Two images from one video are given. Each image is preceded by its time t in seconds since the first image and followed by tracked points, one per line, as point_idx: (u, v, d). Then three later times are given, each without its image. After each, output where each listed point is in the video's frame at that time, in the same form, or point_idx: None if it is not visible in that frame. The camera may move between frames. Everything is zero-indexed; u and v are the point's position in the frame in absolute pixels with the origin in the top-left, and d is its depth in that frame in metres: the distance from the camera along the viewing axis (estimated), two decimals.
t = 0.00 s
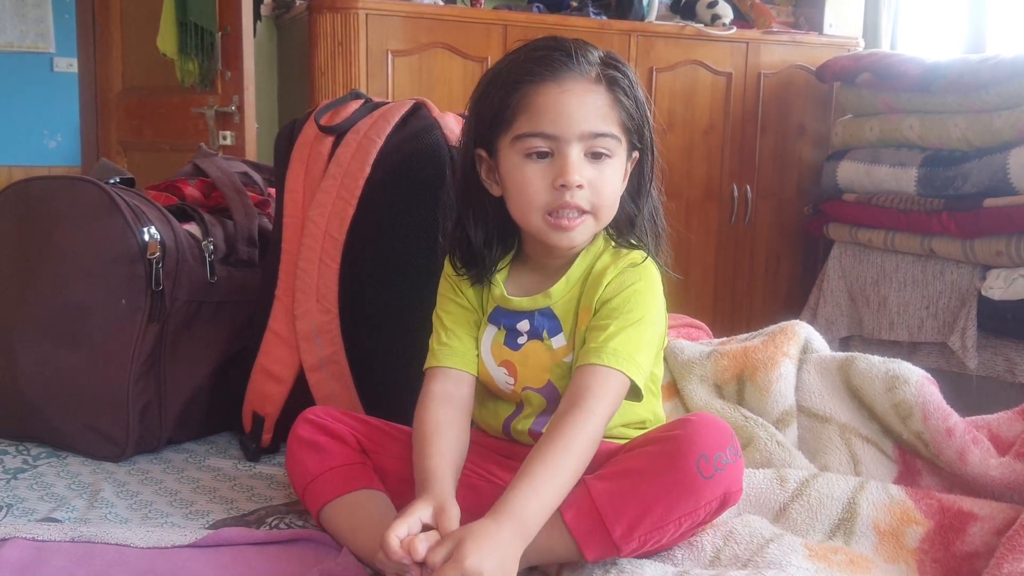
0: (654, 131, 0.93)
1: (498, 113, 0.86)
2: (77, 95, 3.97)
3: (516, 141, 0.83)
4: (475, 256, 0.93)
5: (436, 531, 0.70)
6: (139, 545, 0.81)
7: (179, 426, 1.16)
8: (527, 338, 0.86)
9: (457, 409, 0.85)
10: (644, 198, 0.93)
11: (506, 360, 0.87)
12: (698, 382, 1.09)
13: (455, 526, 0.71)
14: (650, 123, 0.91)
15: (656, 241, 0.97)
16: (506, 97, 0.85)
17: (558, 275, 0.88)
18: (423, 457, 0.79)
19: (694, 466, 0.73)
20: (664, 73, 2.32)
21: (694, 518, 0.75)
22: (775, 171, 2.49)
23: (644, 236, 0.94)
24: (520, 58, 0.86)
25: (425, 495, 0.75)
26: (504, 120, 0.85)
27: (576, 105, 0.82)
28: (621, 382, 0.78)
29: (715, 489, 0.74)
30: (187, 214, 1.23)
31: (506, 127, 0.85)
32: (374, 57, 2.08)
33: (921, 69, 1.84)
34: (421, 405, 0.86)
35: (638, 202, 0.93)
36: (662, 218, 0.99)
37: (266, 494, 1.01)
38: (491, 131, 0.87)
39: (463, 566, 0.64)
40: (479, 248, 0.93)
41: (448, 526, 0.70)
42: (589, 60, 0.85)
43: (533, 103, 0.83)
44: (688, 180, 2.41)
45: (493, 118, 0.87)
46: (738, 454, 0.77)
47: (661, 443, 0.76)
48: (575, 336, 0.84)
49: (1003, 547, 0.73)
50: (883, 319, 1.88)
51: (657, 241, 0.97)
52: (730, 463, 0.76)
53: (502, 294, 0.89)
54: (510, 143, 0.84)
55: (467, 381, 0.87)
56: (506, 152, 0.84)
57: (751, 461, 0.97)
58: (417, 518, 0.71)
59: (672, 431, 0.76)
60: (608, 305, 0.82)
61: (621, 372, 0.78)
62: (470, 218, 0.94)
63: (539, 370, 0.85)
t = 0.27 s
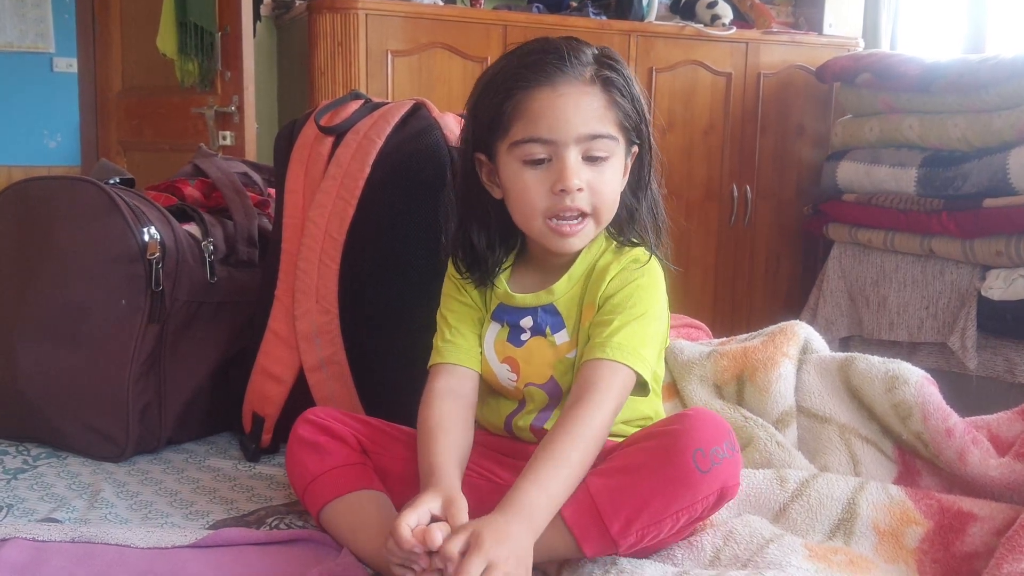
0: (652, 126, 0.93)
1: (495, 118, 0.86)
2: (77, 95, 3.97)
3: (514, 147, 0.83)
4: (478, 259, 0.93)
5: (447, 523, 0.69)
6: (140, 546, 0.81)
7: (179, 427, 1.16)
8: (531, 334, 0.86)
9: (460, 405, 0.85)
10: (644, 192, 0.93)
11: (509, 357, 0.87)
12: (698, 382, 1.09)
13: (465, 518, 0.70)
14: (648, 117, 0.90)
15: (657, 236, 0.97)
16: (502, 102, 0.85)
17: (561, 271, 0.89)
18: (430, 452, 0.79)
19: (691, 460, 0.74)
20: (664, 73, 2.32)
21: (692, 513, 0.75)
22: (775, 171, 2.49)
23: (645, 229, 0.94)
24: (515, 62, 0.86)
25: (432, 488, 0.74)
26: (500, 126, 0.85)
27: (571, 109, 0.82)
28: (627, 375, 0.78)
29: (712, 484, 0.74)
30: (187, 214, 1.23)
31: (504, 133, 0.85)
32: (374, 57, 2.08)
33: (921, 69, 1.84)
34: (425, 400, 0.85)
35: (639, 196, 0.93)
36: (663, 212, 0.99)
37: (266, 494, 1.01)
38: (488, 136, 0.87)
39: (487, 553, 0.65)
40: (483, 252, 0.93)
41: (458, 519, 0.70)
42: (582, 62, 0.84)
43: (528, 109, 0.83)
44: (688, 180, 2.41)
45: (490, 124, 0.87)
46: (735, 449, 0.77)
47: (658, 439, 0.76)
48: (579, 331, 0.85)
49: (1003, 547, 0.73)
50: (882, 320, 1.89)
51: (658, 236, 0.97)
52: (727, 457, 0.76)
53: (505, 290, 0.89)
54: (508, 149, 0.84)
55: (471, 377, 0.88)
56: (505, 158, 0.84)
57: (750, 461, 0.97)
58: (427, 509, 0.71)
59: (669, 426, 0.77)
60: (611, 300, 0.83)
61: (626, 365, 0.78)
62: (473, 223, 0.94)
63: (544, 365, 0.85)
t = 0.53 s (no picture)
0: (652, 127, 0.93)
1: (495, 114, 0.86)
2: (77, 95, 3.97)
3: (512, 142, 0.83)
4: (476, 253, 0.93)
5: (445, 531, 0.68)
6: (140, 546, 0.81)
7: (179, 427, 1.16)
8: (533, 334, 0.86)
9: (462, 402, 0.84)
10: (643, 191, 0.93)
11: (510, 355, 0.87)
12: (698, 383, 1.09)
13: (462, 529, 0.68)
14: (648, 119, 0.91)
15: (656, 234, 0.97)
16: (502, 98, 0.85)
17: (562, 269, 0.89)
18: (429, 454, 0.78)
19: (691, 460, 0.74)
20: (664, 74, 2.32)
21: (692, 514, 0.75)
22: (775, 171, 2.49)
23: (644, 228, 0.94)
24: (517, 59, 0.86)
25: (431, 494, 0.74)
26: (501, 122, 0.85)
27: (570, 107, 0.82)
28: (631, 380, 0.79)
29: (712, 484, 0.74)
30: (188, 215, 1.23)
31: (503, 128, 0.85)
32: (374, 57, 2.08)
33: (921, 70, 1.84)
34: (424, 398, 0.84)
35: (637, 196, 0.93)
36: (662, 213, 0.99)
37: (266, 494, 1.01)
38: (488, 132, 0.88)
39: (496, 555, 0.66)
40: (480, 246, 0.93)
41: (457, 528, 0.68)
42: (583, 61, 0.85)
43: (528, 106, 0.83)
44: (688, 181, 2.41)
45: (490, 120, 0.87)
46: (735, 450, 0.77)
47: (659, 439, 0.76)
48: (581, 331, 0.85)
49: (1003, 548, 0.73)
50: (882, 320, 1.89)
51: (657, 235, 0.97)
52: (727, 458, 0.76)
53: (507, 288, 0.89)
54: (507, 144, 0.84)
55: (471, 373, 0.87)
56: (503, 153, 0.84)
57: (750, 462, 0.97)
58: (425, 516, 0.70)
59: (670, 427, 0.77)
60: (615, 302, 0.83)
61: (631, 369, 0.79)
62: (471, 218, 0.95)
63: (546, 365, 0.85)
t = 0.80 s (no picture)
0: (657, 128, 0.93)
1: (501, 111, 0.86)
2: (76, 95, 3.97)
3: (517, 140, 0.83)
4: (479, 249, 0.93)
5: (446, 523, 0.68)
6: (139, 545, 0.81)
7: (178, 426, 1.16)
8: (534, 328, 0.86)
9: (462, 398, 0.84)
10: (646, 192, 0.94)
11: (512, 349, 0.87)
12: (697, 382, 1.09)
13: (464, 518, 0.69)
14: (653, 120, 0.91)
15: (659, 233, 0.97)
16: (508, 95, 0.85)
17: (564, 264, 0.88)
18: (431, 449, 0.78)
19: (691, 456, 0.74)
20: (663, 74, 2.32)
21: (692, 510, 0.75)
22: (774, 171, 2.49)
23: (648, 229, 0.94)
24: (523, 57, 0.86)
25: (431, 487, 0.74)
26: (506, 119, 0.85)
27: (575, 105, 0.82)
28: (637, 376, 0.80)
29: (712, 480, 0.74)
30: (187, 214, 1.23)
31: (508, 126, 0.85)
32: (374, 57, 2.08)
33: (921, 70, 1.84)
34: (425, 394, 0.84)
35: (641, 197, 0.93)
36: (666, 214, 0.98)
37: (266, 494, 1.01)
38: (494, 129, 0.88)
39: (509, 544, 0.66)
40: (484, 241, 0.93)
41: (458, 518, 0.69)
42: (589, 60, 0.85)
43: (534, 103, 0.83)
44: (688, 181, 2.41)
45: (496, 118, 0.87)
46: (735, 446, 0.77)
47: (659, 436, 0.76)
48: (584, 327, 0.85)
49: (1003, 548, 0.73)
50: (882, 320, 1.89)
51: (660, 235, 0.97)
52: (727, 454, 0.76)
53: (509, 283, 0.88)
54: (511, 141, 0.84)
55: (471, 368, 0.87)
56: (508, 150, 0.84)
57: (750, 462, 0.97)
58: (427, 506, 0.70)
59: (670, 424, 0.77)
60: (620, 300, 0.83)
61: (638, 366, 0.79)
62: (476, 214, 0.95)
63: (547, 359, 0.85)
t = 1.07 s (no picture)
0: (658, 132, 0.93)
1: (501, 106, 0.86)
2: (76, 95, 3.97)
3: (515, 134, 0.83)
4: (475, 245, 0.93)
5: (445, 524, 0.68)
6: (138, 546, 0.81)
7: (177, 427, 1.16)
8: (531, 328, 0.86)
9: (460, 399, 0.84)
10: (645, 195, 0.94)
11: (509, 350, 0.87)
12: (697, 383, 1.09)
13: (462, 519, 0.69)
14: (654, 123, 0.91)
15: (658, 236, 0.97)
16: (509, 90, 0.85)
17: (561, 264, 0.88)
18: (430, 449, 0.78)
19: (691, 459, 0.74)
20: (663, 75, 2.32)
21: (692, 512, 0.74)
22: (774, 172, 2.49)
23: (647, 232, 0.94)
24: (525, 53, 0.86)
25: (430, 489, 0.74)
26: (505, 114, 0.85)
27: (575, 102, 0.82)
28: (638, 379, 0.79)
29: (712, 483, 0.74)
30: (186, 214, 1.23)
31: (508, 120, 0.85)
32: (373, 57, 2.08)
33: (920, 71, 1.84)
34: (423, 396, 0.84)
35: (640, 200, 0.93)
36: (665, 217, 0.98)
37: (265, 494, 1.01)
38: (493, 124, 0.88)
39: (501, 540, 0.65)
40: (480, 237, 0.93)
41: (457, 519, 0.69)
42: (591, 58, 0.84)
43: (533, 99, 0.83)
44: (688, 182, 2.41)
45: (495, 113, 0.87)
46: (735, 448, 0.77)
47: (659, 438, 0.76)
48: (582, 328, 0.85)
49: (1003, 548, 0.73)
50: (881, 321, 1.89)
51: (660, 238, 0.97)
52: (727, 457, 0.76)
53: (506, 283, 0.88)
54: (510, 136, 0.84)
55: (468, 369, 0.87)
56: (506, 145, 0.84)
57: (749, 463, 0.97)
58: (425, 510, 0.70)
59: (670, 426, 0.77)
60: (620, 302, 0.83)
61: (640, 369, 0.79)
62: (473, 208, 0.95)
63: (544, 360, 0.85)
